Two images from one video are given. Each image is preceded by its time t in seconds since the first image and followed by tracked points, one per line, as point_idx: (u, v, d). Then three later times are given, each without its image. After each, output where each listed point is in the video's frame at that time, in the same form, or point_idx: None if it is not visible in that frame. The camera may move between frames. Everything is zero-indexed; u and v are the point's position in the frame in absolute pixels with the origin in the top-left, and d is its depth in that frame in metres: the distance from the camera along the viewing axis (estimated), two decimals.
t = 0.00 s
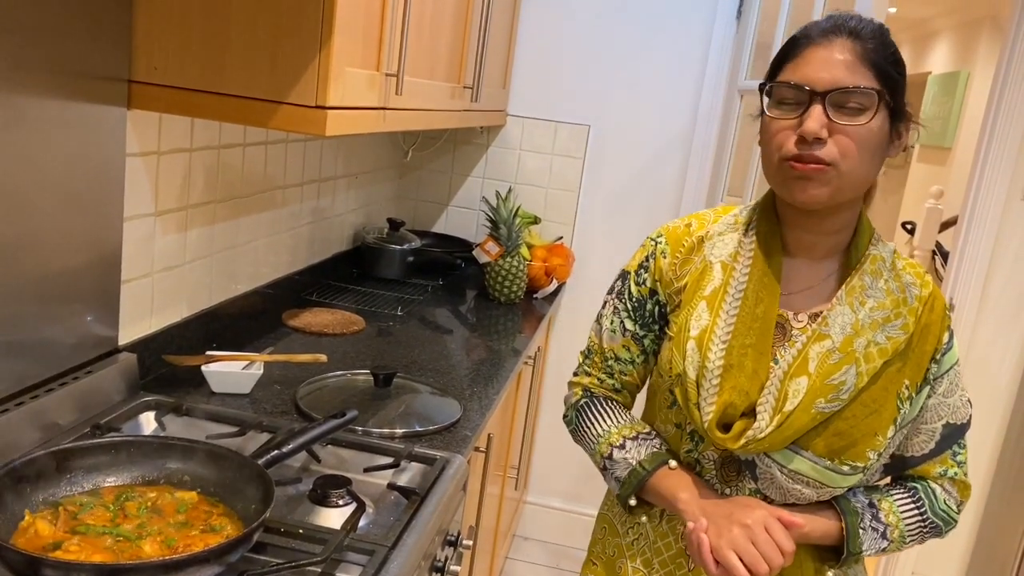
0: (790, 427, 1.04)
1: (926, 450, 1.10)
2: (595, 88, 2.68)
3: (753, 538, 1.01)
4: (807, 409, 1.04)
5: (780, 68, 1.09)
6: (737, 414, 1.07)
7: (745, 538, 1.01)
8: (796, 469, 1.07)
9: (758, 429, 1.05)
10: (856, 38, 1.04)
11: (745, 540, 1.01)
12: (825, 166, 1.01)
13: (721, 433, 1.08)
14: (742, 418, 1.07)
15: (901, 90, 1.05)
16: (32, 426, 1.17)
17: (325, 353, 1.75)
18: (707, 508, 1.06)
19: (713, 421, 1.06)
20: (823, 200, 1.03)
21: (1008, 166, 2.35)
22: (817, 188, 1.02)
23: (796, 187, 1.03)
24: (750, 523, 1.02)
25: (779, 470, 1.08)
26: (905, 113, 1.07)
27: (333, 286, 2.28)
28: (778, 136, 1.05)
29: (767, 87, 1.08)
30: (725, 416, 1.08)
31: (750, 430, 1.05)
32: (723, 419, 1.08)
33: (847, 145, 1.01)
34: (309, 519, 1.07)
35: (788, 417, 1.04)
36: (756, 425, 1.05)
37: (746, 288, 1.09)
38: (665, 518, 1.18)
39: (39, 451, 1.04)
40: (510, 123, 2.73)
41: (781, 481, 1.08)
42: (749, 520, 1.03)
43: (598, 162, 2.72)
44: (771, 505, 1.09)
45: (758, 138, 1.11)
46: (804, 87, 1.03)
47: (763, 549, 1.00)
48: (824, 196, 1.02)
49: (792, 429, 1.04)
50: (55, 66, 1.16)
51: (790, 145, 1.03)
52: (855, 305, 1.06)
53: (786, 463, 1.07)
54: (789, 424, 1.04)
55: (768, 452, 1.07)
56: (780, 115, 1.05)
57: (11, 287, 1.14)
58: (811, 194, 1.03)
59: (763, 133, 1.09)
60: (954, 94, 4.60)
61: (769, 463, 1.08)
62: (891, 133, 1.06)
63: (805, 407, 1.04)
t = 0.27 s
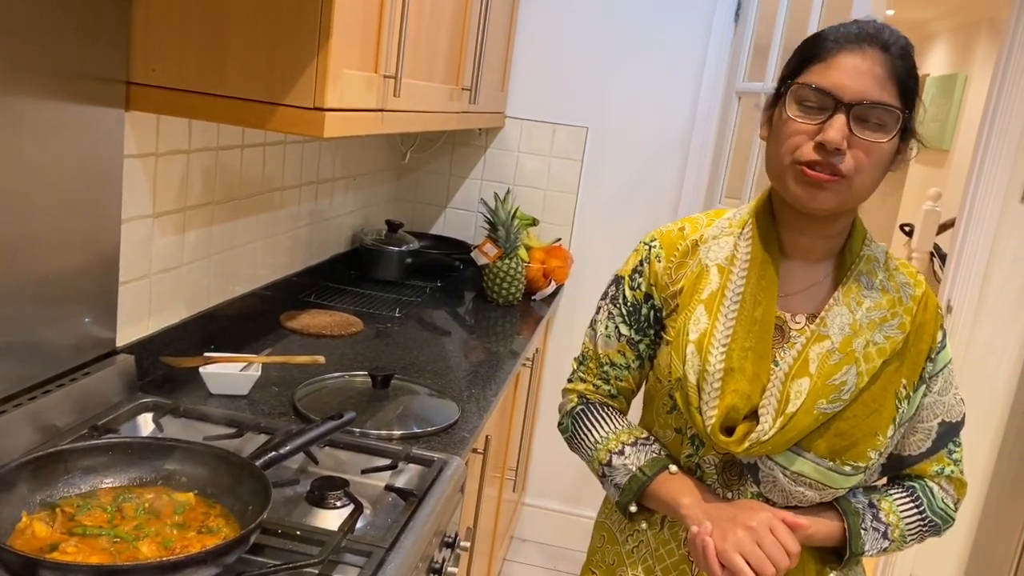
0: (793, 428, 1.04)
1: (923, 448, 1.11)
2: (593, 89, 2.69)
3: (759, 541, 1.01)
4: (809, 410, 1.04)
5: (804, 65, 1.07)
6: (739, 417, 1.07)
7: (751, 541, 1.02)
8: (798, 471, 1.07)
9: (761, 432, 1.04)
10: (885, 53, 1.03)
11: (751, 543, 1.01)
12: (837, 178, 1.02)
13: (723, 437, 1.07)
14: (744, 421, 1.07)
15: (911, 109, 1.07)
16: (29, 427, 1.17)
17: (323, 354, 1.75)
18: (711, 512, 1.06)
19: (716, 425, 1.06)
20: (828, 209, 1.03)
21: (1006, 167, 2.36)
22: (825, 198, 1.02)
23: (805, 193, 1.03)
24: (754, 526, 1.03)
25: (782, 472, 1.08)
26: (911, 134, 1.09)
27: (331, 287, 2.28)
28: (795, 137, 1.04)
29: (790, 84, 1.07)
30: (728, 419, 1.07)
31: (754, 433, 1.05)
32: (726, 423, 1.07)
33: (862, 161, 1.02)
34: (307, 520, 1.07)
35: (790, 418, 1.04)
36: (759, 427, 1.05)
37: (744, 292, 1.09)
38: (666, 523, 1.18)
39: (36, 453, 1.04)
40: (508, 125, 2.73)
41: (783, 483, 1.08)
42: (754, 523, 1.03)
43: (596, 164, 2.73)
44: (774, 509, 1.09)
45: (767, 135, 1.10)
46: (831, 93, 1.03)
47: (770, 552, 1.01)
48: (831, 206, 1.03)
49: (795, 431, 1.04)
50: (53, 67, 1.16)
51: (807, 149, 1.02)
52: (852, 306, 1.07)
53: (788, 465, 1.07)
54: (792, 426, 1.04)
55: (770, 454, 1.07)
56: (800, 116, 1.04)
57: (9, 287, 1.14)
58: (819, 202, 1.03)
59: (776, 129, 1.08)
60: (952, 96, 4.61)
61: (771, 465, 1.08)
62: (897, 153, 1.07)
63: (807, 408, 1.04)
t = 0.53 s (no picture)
0: (793, 432, 1.04)
1: (919, 445, 1.11)
2: (592, 91, 2.69)
3: (759, 545, 1.01)
4: (809, 414, 1.05)
5: (814, 61, 1.07)
6: (738, 423, 1.07)
7: (751, 545, 1.01)
8: (798, 474, 1.07)
9: (761, 437, 1.05)
10: (896, 55, 1.04)
11: (751, 547, 1.01)
12: (846, 176, 1.01)
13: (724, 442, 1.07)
14: (744, 426, 1.07)
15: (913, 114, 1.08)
16: (27, 428, 1.17)
17: (321, 355, 1.75)
18: (712, 519, 1.06)
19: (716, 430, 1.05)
20: (833, 211, 1.04)
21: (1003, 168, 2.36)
22: (833, 196, 1.02)
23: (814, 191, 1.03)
24: (755, 530, 1.02)
25: (782, 476, 1.08)
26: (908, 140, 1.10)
27: (329, 289, 2.28)
28: (806, 134, 1.03)
29: (801, 80, 1.06)
30: (728, 425, 1.07)
31: (755, 437, 1.05)
32: (726, 428, 1.07)
33: (869, 162, 1.02)
34: (305, 521, 1.08)
35: (790, 422, 1.05)
36: (760, 432, 1.05)
37: (739, 295, 1.09)
38: (665, 528, 1.18)
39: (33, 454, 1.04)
40: (506, 126, 2.74)
41: (784, 487, 1.08)
42: (754, 528, 1.03)
43: (594, 165, 2.73)
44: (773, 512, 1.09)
45: (771, 132, 1.09)
46: (845, 91, 1.02)
47: (770, 556, 1.00)
48: (837, 205, 1.03)
49: (795, 435, 1.04)
50: (51, 68, 1.16)
51: (820, 148, 1.02)
52: (848, 306, 1.08)
53: (788, 469, 1.07)
54: (791, 430, 1.04)
55: (771, 458, 1.07)
56: (811, 112, 1.04)
57: (7, 288, 1.14)
58: (828, 202, 1.02)
59: (783, 126, 1.07)
60: (950, 97, 4.61)
61: (771, 469, 1.08)
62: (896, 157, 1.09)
63: (807, 412, 1.05)
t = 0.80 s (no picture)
0: (781, 433, 1.05)
1: (913, 444, 1.10)
2: (591, 92, 2.69)
3: (747, 546, 1.02)
4: (797, 414, 1.05)
5: (804, 62, 1.06)
6: (726, 424, 1.07)
7: (739, 547, 1.02)
8: (788, 474, 1.07)
9: (749, 438, 1.05)
10: (886, 57, 1.04)
11: (739, 549, 1.02)
12: (835, 178, 1.01)
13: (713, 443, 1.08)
14: (731, 428, 1.07)
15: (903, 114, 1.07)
16: (26, 429, 1.17)
17: (320, 356, 1.75)
18: (700, 519, 1.07)
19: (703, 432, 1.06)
20: (822, 212, 1.03)
21: (1002, 169, 2.36)
22: (823, 198, 1.02)
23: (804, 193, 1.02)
24: (742, 531, 1.03)
25: (771, 476, 1.08)
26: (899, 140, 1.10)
27: (328, 289, 2.28)
28: (795, 136, 1.03)
29: (791, 82, 1.06)
30: (715, 426, 1.07)
31: (742, 439, 1.06)
32: (713, 430, 1.08)
33: (859, 163, 1.02)
34: (304, 521, 1.08)
35: (778, 423, 1.05)
36: (747, 433, 1.06)
37: (728, 297, 1.09)
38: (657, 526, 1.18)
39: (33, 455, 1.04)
40: (506, 127, 2.74)
41: (773, 487, 1.09)
42: (741, 529, 1.03)
43: (594, 166, 2.73)
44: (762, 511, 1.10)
45: (761, 134, 1.09)
46: (834, 92, 1.02)
47: (759, 557, 1.01)
48: (826, 207, 1.02)
49: (783, 436, 1.05)
50: (50, 68, 1.16)
51: (810, 149, 1.02)
52: (837, 306, 1.08)
53: (778, 469, 1.08)
54: (779, 431, 1.05)
55: (760, 459, 1.07)
56: (800, 114, 1.04)
57: (7, 289, 1.14)
58: (817, 204, 1.02)
59: (772, 128, 1.06)
60: (949, 98, 4.62)
61: (761, 470, 1.08)
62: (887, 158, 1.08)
63: (794, 413, 1.05)
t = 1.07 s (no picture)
0: (766, 429, 1.05)
1: (908, 443, 1.09)
2: (590, 92, 2.69)
3: (729, 543, 1.01)
4: (782, 411, 1.05)
5: (793, 61, 1.06)
6: (711, 421, 1.08)
7: (721, 543, 1.02)
8: (775, 471, 1.07)
9: (733, 434, 1.05)
10: (875, 56, 1.03)
11: (721, 546, 1.01)
12: (823, 179, 1.01)
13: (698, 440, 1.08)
14: (717, 424, 1.08)
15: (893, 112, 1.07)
16: (25, 430, 1.17)
17: (320, 357, 1.75)
18: (684, 516, 1.07)
19: (687, 428, 1.07)
20: (809, 211, 1.03)
21: (1002, 170, 2.37)
22: (809, 198, 1.02)
23: (791, 193, 1.03)
24: (724, 527, 1.03)
25: (758, 473, 1.08)
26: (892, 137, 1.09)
27: (328, 290, 2.28)
28: (782, 136, 1.03)
29: (778, 82, 1.06)
30: (700, 423, 1.08)
31: (726, 435, 1.06)
32: (698, 426, 1.08)
33: (847, 163, 1.02)
34: (304, 522, 1.08)
35: (762, 419, 1.05)
36: (731, 429, 1.06)
37: (716, 294, 1.10)
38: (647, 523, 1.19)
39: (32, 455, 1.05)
40: (505, 127, 2.74)
41: (759, 483, 1.08)
42: (722, 525, 1.03)
43: (593, 166, 2.73)
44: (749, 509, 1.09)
45: (750, 133, 1.09)
46: (820, 93, 1.02)
47: (741, 554, 1.01)
48: (814, 207, 1.03)
49: (767, 432, 1.05)
50: (49, 69, 1.16)
51: (796, 149, 1.02)
52: (827, 304, 1.07)
53: (765, 466, 1.08)
54: (764, 427, 1.05)
55: (746, 455, 1.08)
56: (787, 115, 1.04)
57: (6, 290, 1.15)
58: (803, 204, 1.03)
59: (761, 129, 1.07)
60: (949, 98, 4.62)
61: (748, 467, 1.09)
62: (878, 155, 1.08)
63: (780, 409, 1.05)
